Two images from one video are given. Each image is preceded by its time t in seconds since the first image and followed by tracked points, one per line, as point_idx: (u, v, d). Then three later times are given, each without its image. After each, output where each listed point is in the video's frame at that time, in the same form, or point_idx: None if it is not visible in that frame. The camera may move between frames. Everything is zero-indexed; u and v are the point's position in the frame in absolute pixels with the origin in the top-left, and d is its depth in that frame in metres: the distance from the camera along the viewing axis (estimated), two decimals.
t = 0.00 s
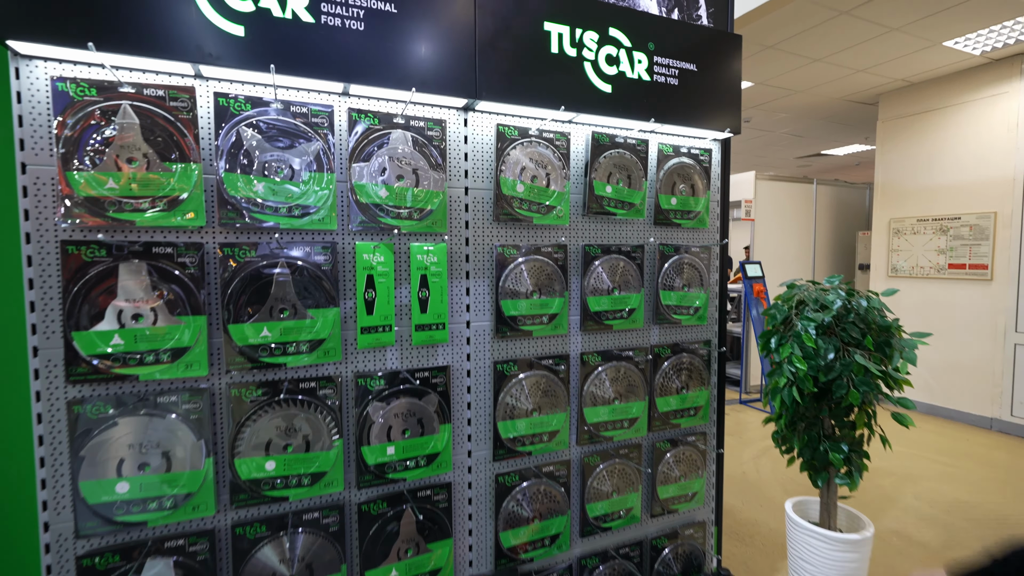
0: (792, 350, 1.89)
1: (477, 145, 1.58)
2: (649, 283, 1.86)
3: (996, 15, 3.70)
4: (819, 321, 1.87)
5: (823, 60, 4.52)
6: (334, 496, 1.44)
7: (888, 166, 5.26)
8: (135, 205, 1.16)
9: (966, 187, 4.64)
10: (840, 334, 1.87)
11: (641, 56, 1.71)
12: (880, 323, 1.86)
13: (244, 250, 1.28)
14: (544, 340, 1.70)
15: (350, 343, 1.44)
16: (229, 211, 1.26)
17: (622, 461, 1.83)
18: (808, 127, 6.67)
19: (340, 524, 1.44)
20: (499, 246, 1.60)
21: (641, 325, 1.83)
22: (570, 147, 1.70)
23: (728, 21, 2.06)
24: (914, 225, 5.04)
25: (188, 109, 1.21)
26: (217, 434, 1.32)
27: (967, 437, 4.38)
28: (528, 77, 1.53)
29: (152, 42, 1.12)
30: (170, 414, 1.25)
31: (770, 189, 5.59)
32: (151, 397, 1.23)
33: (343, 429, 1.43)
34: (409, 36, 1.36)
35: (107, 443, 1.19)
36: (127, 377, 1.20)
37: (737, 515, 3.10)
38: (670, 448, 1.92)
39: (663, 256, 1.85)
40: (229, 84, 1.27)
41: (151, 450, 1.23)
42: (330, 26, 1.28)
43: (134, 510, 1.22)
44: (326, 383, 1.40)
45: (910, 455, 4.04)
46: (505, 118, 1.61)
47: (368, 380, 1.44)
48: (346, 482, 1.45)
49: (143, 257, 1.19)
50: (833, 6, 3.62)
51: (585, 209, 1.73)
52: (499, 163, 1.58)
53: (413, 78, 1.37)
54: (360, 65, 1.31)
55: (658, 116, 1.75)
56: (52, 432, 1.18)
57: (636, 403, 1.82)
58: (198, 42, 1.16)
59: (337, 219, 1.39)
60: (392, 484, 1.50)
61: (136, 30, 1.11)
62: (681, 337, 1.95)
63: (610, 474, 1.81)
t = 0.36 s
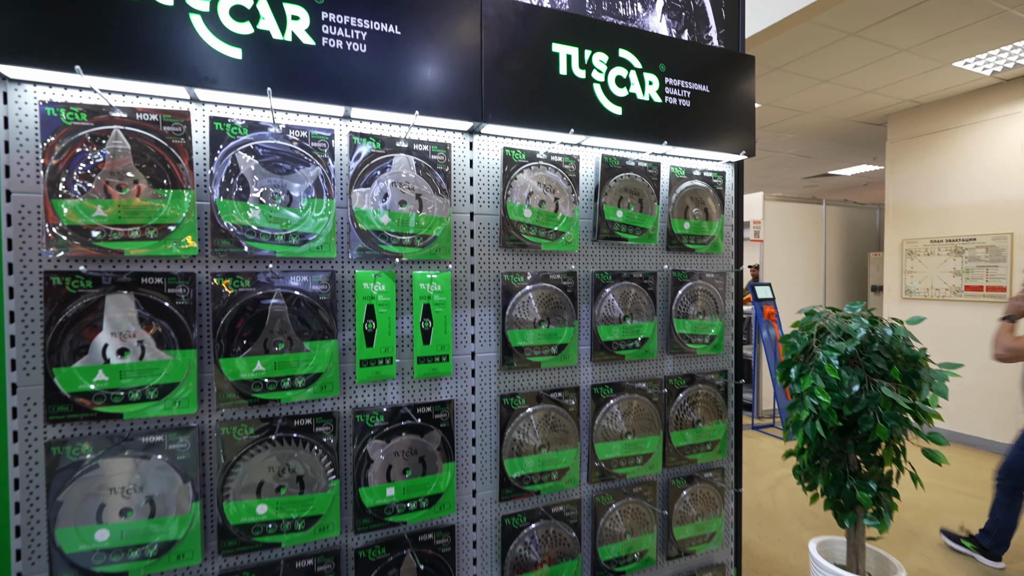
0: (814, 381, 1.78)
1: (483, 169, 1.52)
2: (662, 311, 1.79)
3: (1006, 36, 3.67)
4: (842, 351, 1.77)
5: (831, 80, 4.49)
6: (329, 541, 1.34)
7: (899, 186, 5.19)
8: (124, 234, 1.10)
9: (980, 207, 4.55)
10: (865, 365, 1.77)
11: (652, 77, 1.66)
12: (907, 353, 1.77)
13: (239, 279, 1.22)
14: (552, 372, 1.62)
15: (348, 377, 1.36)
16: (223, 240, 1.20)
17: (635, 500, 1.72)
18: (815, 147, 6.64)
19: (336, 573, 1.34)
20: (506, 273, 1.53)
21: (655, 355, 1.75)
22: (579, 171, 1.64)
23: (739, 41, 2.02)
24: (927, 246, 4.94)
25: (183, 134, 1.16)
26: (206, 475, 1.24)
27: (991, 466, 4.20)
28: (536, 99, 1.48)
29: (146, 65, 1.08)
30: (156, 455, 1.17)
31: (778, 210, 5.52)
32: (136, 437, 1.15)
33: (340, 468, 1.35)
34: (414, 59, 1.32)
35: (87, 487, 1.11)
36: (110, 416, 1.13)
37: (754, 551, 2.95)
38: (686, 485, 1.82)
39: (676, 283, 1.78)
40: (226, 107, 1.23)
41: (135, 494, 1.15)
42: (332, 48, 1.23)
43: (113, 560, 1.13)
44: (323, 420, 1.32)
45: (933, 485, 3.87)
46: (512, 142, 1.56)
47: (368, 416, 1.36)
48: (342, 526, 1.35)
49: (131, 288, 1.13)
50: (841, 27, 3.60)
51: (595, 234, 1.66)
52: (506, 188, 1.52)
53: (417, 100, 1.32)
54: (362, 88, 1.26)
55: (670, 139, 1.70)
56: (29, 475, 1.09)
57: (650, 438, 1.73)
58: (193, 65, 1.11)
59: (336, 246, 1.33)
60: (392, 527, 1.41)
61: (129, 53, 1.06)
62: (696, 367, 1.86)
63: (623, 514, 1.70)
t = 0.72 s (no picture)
0: (842, 412, 1.67)
1: (493, 192, 1.49)
2: (679, 337, 1.72)
3: None
4: (871, 380, 1.67)
5: (846, 99, 4.44)
6: None
7: (920, 205, 5.05)
8: (125, 261, 1.08)
9: (1008, 226, 4.40)
10: (897, 395, 1.67)
11: (666, 97, 1.62)
12: (941, 382, 1.66)
13: (241, 307, 1.19)
14: (564, 402, 1.55)
15: (352, 408, 1.31)
16: (225, 267, 1.17)
17: (654, 538, 1.63)
18: (831, 166, 6.55)
19: None
20: (516, 298, 1.48)
21: (672, 384, 1.68)
22: (591, 193, 1.59)
23: (754, 61, 1.99)
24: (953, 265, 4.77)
25: (187, 159, 1.14)
26: (202, 511, 1.19)
27: None
28: (547, 121, 1.45)
29: (150, 90, 1.06)
30: (151, 491, 1.12)
31: (795, 229, 5.42)
32: (131, 471, 1.10)
33: (342, 504, 1.28)
34: (422, 82, 1.30)
35: (79, 525, 1.06)
36: (105, 450, 1.08)
37: None
38: (708, 522, 1.72)
39: (693, 309, 1.72)
40: (231, 132, 1.21)
41: (128, 532, 1.09)
42: (339, 72, 1.22)
43: None
44: (325, 454, 1.26)
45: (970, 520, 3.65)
46: (522, 164, 1.53)
47: (370, 449, 1.30)
48: (343, 566, 1.29)
49: (130, 316, 1.09)
50: (857, 46, 3.55)
51: (608, 258, 1.61)
52: (516, 211, 1.48)
53: (425, 123, 1.30)
54: (369, 111, 1.24)
55: (685, 159, 1.65)
56: (19, 512, 1.05)
57: (669, 471, 1.65)
58: (199, 89, 1.10)
59: (341, 272, 1.29)
60: (395, 567, 1.33)
61: (134, 79, 1.05)
62: (716, 396, 1.78)
63: (641, 553, 1.61)
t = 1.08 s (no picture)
0: (881, 438, 1.55)
1: (506, 205, 1.44)
2: (702, 356, 1.64)
3: None
4: (913, 403, 1.55)
5: (871, 108, 4.32)
6: None
7: (953, 216, 4.85)
8: (129, 278, 1.06)
9: None
10: (942, 420, 1.55)
11: (686, 106, 1.57)
12: (990, 406, 1.53)
13: (246, 325, 1.15)
14: (581, 425, 1.48)
15: (359, 430, 1.25)
16: (231, 284, 1.14)
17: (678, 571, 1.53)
18: (856, 177, 6.37)
19: None
20: (530, 315, 1.43)
21: (696, 406, 1.59)
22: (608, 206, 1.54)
23: (777, 68, 1.92)
24: (991, 279, 4.54)
25: (194, 174, 1.12)
26: (202, 537, 1.13)
27: None
28: (561, 132, 1.40)
29: (157, 105, 1.05)
30: (150, 516, 1.07)
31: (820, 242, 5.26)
32: (130, 495, 1.06)
33: (348, 532, 1.23)
34: (432, 93, 1.27)
35: (75, 553, 1.01)
36: (104, 473, 1.04)
37: None
38: (737, 553, 1.61)
39: (717, 326, 1.63)
40: (239, 147, 1.19)
41: (126, 560, 1.04)
42: (348, 84, 1.19)
43: None
44: (331, 478, 1.21)
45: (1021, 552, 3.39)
46: (536, 176, 1.48)
47: (378, 473, 1.24)
48: None
49: (133, 333, 1.07)
50: (882, 54, 3.45)
51: (627, 273, 1.54)
52: (530, 225, 1.42)
53: (436, 136, 1.26)
54: (378, 123, 1.21)
55: (707, 170, 1.58)
56: (15, 537, 1.01)
57: (693, 498, 1.55)
58: (206, 103, 1.08)
59: (349, 289, 1.25)
60: None
61: (142, 93, 1.04)
62: (742, 418, 1.68)
63: None
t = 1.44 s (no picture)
0: (925, 456, 1.44)
1: (520, 210, 1.39)
2: (727, 368, 1.56)
3: None
4: (960, 419, 1.43)
5: (903, 108, 4.15)
6: None
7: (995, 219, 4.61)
8: (137, 287, 1.05)
9: None
10: (992, 438, 1.42)
11: (708, 105, 1.50)
12: None
13: (254, 335, 1.13)
14: (599, 439, 1.41)
15: (368, 443, 1.21)
16: (239, 293, 1.12)
17: None
18: (889, 180, 6.14)
19: None
20: (545, 324, 1.37)
21: (720, 420, 1.51)
22: (627, 210, 1.48)
23: (805, 65, 1.84)
24: None
25: (202, 181, 1.11)
26: (208, 552, 1.11)
27: None
28: (577, 133, 1.35)
29: (165, 112, 1.04)
30: (155, 530, 1.05)
31: (851, 247, 5.06)
32: (135, 508, 1.04)
33: (356, 548, 1.18)
34: (443, 96, 1.24)
35: (80, 566, 1.00)
36: (110, 485, 1.02)
37: None
38: None
39: (743, 336, 1.55)
40: (248, 154, 1.18)
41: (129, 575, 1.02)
42: (357, 88, 1.17)
43: None
44: (338, 492, 1.17)
45: None
46: (551, 180, 1.43)
47: (386, 488, 1.20)
48: None
49: (141, 343, 1.06)
50: (915, 51, 3.31)
51: (646, 280, 1.48)
52: (545, 230, 1.37)
53: (446, 140, 1.23)
54: (388, 128, 1.18)
55: (731, 172, 1.51)
56: (23, 548, 0.99)
57: (719, 519, 1.46)
58: (214, 110, 1.07)
59: (358, 297, 1.22)
60: None
61: (150, 101, 1.03)
62: (770, 433, 1.59)
63: None
